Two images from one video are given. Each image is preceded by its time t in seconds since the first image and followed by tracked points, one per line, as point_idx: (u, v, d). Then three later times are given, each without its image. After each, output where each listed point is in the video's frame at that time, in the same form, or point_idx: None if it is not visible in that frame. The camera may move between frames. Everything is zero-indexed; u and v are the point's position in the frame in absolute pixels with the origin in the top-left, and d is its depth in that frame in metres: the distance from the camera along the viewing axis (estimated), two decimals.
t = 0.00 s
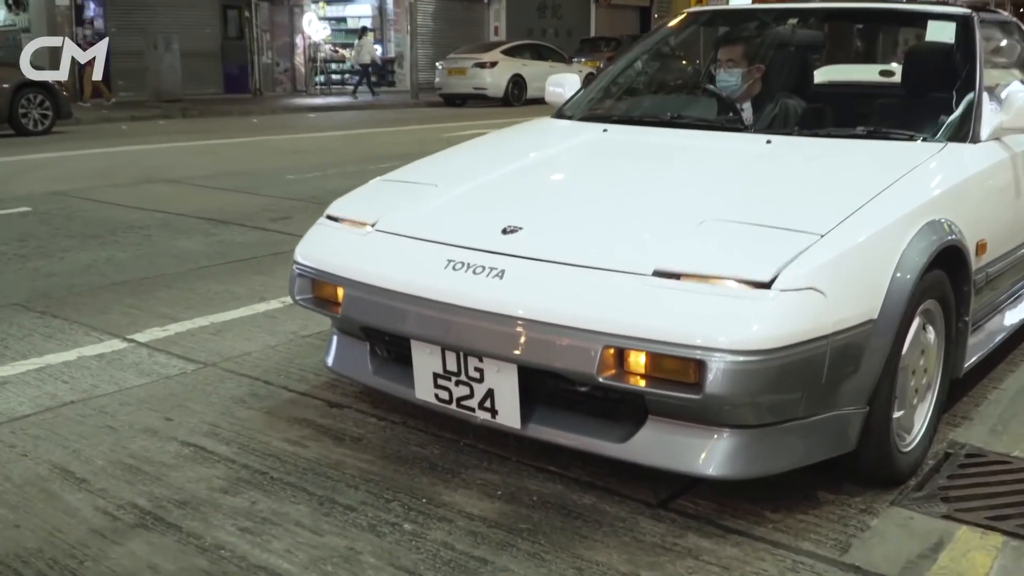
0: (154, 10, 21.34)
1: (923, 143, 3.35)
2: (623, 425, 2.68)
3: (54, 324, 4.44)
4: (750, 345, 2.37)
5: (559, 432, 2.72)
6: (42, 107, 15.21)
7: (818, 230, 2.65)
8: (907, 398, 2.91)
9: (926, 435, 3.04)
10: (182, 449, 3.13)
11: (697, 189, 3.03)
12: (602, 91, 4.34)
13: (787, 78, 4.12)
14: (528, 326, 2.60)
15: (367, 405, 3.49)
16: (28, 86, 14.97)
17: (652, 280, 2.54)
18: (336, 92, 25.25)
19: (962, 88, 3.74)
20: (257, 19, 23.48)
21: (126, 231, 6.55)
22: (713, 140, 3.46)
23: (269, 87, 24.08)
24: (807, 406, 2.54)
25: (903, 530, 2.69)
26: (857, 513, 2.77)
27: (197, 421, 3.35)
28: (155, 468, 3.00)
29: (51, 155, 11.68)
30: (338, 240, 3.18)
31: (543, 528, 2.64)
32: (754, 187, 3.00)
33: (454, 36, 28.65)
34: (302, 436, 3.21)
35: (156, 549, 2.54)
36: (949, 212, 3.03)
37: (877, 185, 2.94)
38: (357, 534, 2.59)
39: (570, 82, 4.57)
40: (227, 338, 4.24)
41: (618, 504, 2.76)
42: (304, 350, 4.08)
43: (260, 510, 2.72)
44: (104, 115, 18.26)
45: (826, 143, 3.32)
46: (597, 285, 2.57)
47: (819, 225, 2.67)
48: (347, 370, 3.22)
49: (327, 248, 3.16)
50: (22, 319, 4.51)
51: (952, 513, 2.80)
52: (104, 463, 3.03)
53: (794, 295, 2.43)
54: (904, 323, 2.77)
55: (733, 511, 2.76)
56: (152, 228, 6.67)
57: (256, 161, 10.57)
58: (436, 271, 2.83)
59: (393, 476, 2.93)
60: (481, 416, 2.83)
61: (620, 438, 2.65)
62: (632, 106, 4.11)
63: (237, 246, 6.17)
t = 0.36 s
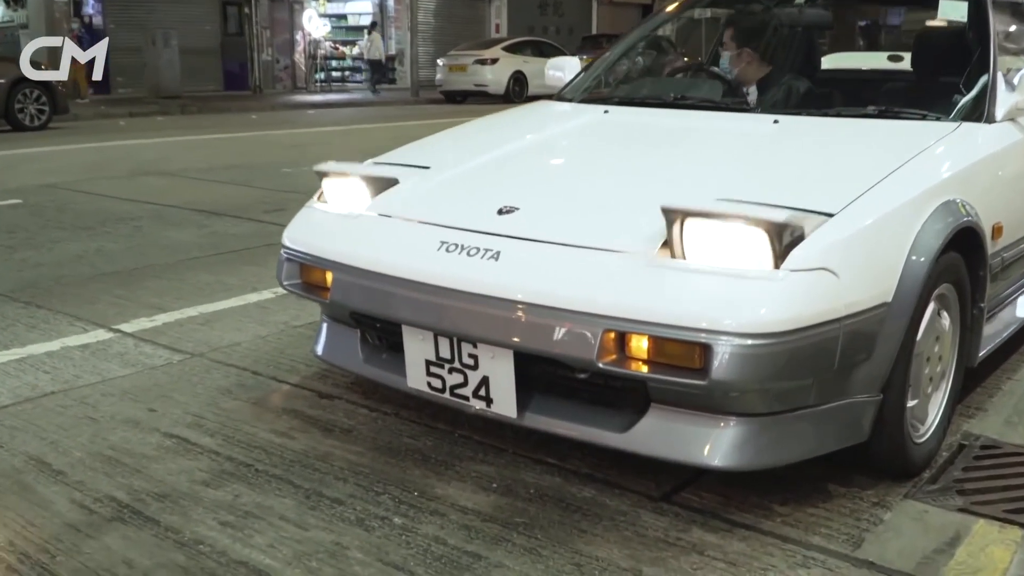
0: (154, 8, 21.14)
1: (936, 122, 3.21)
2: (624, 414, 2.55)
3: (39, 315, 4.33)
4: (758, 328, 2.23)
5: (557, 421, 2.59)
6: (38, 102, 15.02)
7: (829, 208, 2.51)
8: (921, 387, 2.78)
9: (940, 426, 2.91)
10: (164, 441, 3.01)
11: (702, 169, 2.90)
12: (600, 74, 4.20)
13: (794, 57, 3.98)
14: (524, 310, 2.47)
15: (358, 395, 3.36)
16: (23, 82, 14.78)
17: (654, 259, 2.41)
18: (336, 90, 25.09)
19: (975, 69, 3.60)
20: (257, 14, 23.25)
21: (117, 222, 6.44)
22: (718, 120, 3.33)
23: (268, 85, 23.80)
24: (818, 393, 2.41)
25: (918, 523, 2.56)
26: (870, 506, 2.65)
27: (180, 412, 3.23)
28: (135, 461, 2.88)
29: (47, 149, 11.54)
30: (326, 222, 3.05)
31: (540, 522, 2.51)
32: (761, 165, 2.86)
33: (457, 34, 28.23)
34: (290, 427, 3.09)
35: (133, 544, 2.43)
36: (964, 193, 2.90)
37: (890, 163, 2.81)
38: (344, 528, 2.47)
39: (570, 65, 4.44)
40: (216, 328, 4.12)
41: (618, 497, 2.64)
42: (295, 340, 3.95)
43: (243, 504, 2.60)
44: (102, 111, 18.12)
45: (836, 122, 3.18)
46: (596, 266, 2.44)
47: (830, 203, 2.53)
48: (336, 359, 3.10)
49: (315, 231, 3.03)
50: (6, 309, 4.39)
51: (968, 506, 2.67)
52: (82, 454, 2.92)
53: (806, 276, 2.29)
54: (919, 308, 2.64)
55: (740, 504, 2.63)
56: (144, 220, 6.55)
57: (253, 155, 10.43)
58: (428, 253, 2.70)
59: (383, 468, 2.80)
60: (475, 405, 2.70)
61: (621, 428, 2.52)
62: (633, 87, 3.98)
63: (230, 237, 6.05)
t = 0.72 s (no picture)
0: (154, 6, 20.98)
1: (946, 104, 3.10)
2: (624, 406, 2.44)
3: (24, 307, 4.23)
4: (764, 315, 2.12)
5: (554, 413, 2.48)
6: (35, 99, 14.87)
7: (838, 189, 2.39)
8: (932, 378, 2.67)
9: (952, 418, 2.80)
10: (146, 435, 2.92)
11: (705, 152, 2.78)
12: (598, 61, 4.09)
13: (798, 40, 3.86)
14: (519, 297, 2.36)
15: (349, 387, 3.25)
16: (20, 78, 14.65)
17: (655, 242, 2.29)
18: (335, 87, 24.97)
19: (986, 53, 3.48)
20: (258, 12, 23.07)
21: (109, 216, 6.34)
22: (720, 103, 3.22)
23: (268, 83, 23.50)
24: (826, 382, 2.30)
25: (929, 519, 2.46)
26: (879, 502, 2.54)
27: (164, 406, 3.14)
28: (115, 455, 2.78)
29: (42, 145, 11.43)
30: (314, 207, 2.93)
31: (535, 519, 2.40)
32: (766, 147, 2.75)
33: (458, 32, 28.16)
34: (276, 420, 2.99)
35: (109, 541, 2.32)
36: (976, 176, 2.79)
37: (900, 145, 2.70)
38: (331, 525, 2.36)
39: (569, 51, 4.33)
40: (204, 321, 4.01)
41: (618, 493, 2.53)
42: (285, 332, 3.85)
43: (226, 500, 2.50)
44: (100, 108, 17.98)
45: (843, 104, 3.07)
46: (594, 252, 2.33)
47: (840, 184, 2.41)
48: (325, 351, 2.98)
49: (303, 217, 2.92)
50: None
51: (982, 501, 2.56)
52: (61, 448, 2.82)
53: (814, 260, 2.18)
54: (931, 295, 2.53)
55: (744, 499, 2.52)
56: (137, 213, 6.45)
57: (250, 150, 10.32)
58: (419, 238, 2.59)
59: (372, 462, 2.70)
60: (469, 397, 2.59)
61: (621, 421, 2.41)
62: (633, 72, 3.87)
63: (224, 230, 5.95)
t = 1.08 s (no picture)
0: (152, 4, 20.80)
1: (958, 87, 2.96)
2: (620, 401, 2.30)
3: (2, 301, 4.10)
4: (770, 303, 1.98)
5: (546, 410, 2.34)
6: (29, 96, 14.66)
7: (847, 170, 2.25)
8: (945, 372, 2.54)
9: (964, 415, 2.66)
10: (119, 433, 2.79)
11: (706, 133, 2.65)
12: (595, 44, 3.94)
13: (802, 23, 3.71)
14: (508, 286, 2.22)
15: (333, 382, 3.12)
16: (15, 75, 14.48)
17: (653, 227, 2.16)
18: (334, 85, 24.82)
19: (997, 36, 3.29)
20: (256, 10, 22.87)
21: (95, 210, 6.21)
22: (722, 86, 3.08)
23: (267, 80, 23.11)
24: (834, 376, 2.17)
25: (943, 521, 2.32)
26: (890, 503, 2.40)
27: (139, 403, 3.01)
28: (85, 454, 2.66)
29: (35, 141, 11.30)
30: (296, 193, 2.79)
31: (526, 521, 2.26)
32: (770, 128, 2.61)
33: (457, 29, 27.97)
34: (256, 417, 2.86)
35: (73, 544, 2.19)
36: (990, 159, 2.66)
37: (911, 125, 2.56)
38: (309, 528, 2.22)
39: (566, 35, 4.19)
40: (187, 315, 3.89)
41: (614, 493, 2.39)
42: (270, 326, 3.72)
43: (199, 502, 2.36)
44: (96, 105, 17.81)
45: (850, 86, 2.93)
46: (588, 238, 2.19)
47: (849, 164, 2.27)
48: (308, 345, 2.85)
49: (284, 203, 2.78)
50: None
51: (997, 502, 2.42)
52: (30, 447, 2.69)
53: (823, 245, 2.04)
54: (945, 284, 2.39)
55: (747, 500, 2.38)
56: (125, 207, 6.33)
57: (244, 146, 10.18)
58: (404, 225, 2.46)
59: (354, 461, 2.56)
60: (456, 392, 2.45)
61: (617, 417, 2.27)
62: (632, 56, 3.73)
63: (212, 224, 5.82)
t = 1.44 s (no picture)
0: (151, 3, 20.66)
1: (968, 76, 2.85)
2: (616, 402, 2.20)
3: None
4: (773, 298, 1.88)
5: (538, 411, 2.24)
6: (25, 94, 14.47)
7: (854, 159, 2.15)
8: (956, 371, 2.44)
9: (975, 416, 2.56)
10: (97, 434, 2.69)
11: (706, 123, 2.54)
12: (591, 33, 3.84)
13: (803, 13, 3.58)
14: (498, 280, 2.12)
15: (320, 381, 3.02)
16: (12, 73, 14.35)
17: (650, 218, 2.05)
18: (333, 84, 24.68)
19: (1004, 26, 3.13)
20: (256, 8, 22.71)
21: (85, 207, 6.11)
22: (723, 76, 2.97)
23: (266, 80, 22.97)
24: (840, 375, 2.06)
25: (954, 527, 2.21)
26: (898, 508, 2.30)
27: (120, 403, 2.91)
28: (61, 456, 2.56)
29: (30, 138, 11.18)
30: (280, 185, 2.69)
31: (517, 527, 2.15)
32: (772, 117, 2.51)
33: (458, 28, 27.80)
34: (239, 418, 2.76)
35: (43, 550, 2.09)
36: (1001, 150, 2.55)
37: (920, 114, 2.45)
38: (290, 534, 2.12)
39: (562, 26, 4.08)
40: (173, 313, 3.78)
41: (610, 498, 2.28)
42: (258, 324, 3.62)
43: (176, 507, 2.26)
44: (93, 103, 17.67)
45: (855, 75, 2.83)
46: (582, 231, 2.09)
47: (856, 153, 2.17)
48: (293, 343, 2.74)
49: (268, 195, 2.68)
50: None
51: (1010, 507, 2.32)
52: (3, 448, 2.59)
53: (829, 237, 1.94)
54: (956, 279, 2.29)
55: (749, 505, 2.28)
56: (116, 204, 6.23)
57: (241, 144, 10.06)
58: (391, 217, 2.36)
59: (340, 464, 2.45)
60: (445, 392, 2.35)
61: (612, 418, 2.16)
62: (630, 47, 3.63)
63: (204, 220, 5.71)
